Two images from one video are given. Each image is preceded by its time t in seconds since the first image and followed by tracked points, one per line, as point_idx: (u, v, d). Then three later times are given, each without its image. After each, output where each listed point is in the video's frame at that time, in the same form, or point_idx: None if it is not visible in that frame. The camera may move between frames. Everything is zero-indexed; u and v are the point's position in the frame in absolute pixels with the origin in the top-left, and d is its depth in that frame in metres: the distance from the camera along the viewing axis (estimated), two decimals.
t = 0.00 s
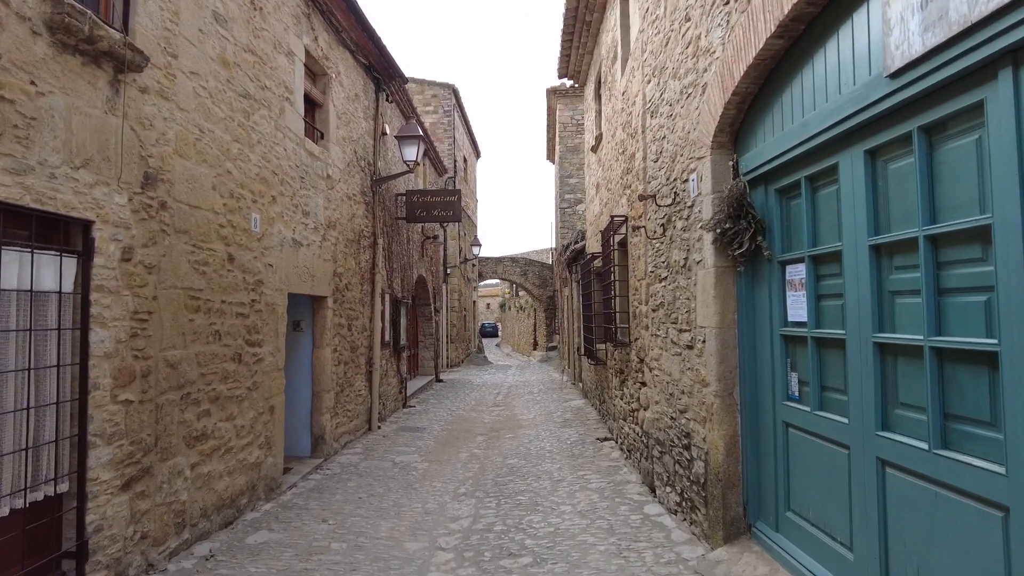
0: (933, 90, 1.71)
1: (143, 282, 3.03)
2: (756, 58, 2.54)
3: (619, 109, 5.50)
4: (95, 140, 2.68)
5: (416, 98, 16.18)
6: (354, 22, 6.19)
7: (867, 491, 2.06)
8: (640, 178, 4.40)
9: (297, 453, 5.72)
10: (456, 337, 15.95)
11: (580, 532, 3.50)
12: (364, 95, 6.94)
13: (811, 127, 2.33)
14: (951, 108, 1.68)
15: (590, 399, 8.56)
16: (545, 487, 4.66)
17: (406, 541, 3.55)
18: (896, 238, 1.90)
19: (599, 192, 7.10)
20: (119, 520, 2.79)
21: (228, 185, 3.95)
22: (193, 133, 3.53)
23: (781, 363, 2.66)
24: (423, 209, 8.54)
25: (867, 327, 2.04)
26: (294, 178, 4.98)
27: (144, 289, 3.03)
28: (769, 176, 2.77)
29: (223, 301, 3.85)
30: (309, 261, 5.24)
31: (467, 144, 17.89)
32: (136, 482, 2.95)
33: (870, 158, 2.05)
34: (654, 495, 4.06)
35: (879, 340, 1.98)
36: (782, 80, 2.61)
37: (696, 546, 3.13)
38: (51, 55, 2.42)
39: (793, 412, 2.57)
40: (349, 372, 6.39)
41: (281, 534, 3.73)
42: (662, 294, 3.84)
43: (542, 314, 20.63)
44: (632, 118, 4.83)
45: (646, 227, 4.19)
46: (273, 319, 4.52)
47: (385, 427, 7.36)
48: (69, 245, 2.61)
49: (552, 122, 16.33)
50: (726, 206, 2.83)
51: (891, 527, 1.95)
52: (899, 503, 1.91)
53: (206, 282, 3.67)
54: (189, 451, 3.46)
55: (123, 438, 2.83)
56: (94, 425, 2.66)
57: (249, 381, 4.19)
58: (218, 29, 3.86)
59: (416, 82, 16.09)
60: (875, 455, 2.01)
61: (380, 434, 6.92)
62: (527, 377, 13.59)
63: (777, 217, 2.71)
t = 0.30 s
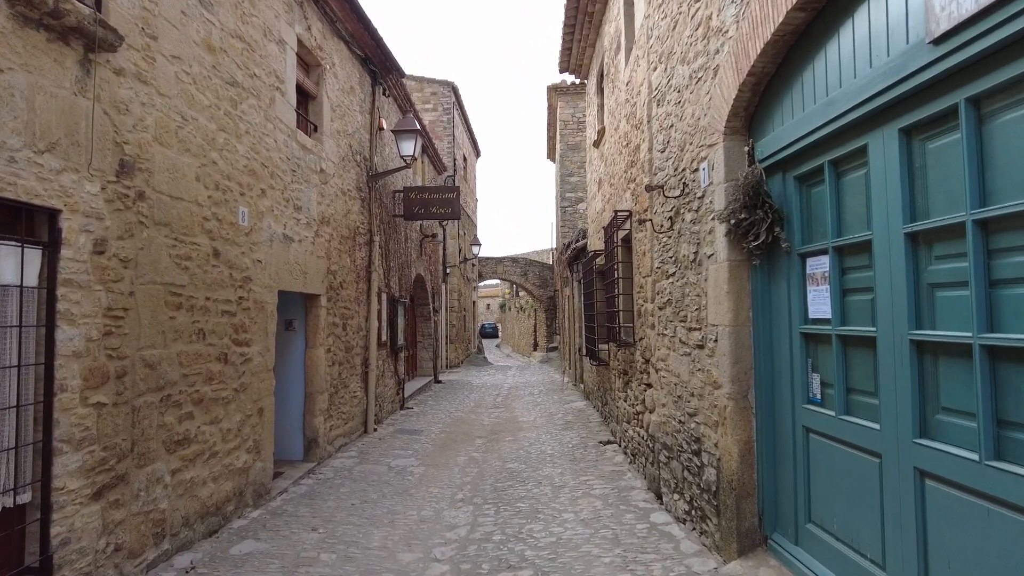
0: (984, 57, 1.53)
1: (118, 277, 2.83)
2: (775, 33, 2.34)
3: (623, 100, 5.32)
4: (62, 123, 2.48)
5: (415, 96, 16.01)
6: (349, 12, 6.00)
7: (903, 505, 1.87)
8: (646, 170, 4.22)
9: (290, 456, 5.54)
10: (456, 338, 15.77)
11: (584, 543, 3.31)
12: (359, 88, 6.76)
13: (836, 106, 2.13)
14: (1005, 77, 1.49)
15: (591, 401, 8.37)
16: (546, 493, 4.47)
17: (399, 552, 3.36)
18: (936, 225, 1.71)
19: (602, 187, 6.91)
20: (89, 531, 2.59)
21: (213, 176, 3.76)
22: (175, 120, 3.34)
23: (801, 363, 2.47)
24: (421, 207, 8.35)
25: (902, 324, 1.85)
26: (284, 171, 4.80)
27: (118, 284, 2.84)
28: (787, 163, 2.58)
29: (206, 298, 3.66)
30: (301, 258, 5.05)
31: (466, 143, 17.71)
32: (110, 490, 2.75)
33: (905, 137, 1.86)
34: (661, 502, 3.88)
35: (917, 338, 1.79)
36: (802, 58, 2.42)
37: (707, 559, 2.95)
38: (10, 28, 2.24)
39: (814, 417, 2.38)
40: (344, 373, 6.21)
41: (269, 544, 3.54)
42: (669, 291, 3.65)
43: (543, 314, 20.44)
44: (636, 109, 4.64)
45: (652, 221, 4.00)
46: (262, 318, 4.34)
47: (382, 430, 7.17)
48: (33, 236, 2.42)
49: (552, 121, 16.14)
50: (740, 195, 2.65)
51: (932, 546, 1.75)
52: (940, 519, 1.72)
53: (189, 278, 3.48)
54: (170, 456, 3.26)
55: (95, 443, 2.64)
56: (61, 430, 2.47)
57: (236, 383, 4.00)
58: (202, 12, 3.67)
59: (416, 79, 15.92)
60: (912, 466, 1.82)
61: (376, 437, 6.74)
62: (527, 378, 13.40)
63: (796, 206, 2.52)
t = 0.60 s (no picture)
0: None
1: (91, 276, 2.65)
2: (797, 14, 2.17)
3: (627, 95, 5.14)
4: (24, 110, 2.29)
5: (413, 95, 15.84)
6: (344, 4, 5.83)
7: (944, 529, 1.68)
8: (652, 166, 4.04)
9: (282, 463, 5.37)
10: (455, 340, 15.59)
11: (587, 559, 3.13)
12: (355, 83, 6.59)
13: (867, 90, 1.95)
14: None
15: (593, 405, 8.19)
16: (546, 503, 4.28)
17: (392, 569, 3.17)
18: (986, 218, 1.53)
19: (604, 186, 6.74)
20: (56, 550, 2.41)
21: (197, 171, 3.57)
22: (156, 111, 3.15)
23: (823, 370, 2.29)
24: (419, 206, 8.18)
25: (943, 328, 1.67)
26: (274, 166, 4.62)
27: (91, 284, 2.65)
28: (808, 154, 2.40)
29: (190, 299, 3.47)
30: (292, 257, 4.87)
31: (466, 143, 17.55)
32: (81, 505, 2.57)
33: (949, 121, 1.67)
34: (668, 514, 3.70)
35: (962, 344, 1.61)
36: (826, 40, 2.24)
37: None
38: None
39: (838, 429, 2.20)
40: (338, 377, 6.02)
41: (254, 559, 3.35)
42: (677, 293, 3.48)
43: (543, 315, 20.26)
44: (642, 103, 4.47)
45: (658, 219, 3.83)
46: (250, 320, 4.16)
47: (378, 435, 6.99)
48: None
49: (552, 120, 15.97)
50: (757, 190, 2.47)
51: None
52: (989, 547, 1.54)
53: (171, 278, 3.29)
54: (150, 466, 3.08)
55: (63, 455, 2.46)
56: (23, 441, 2.28)
57: (222, 388, 3.82)
58: None
59: (415, 78, 15.76)
60: (957, 486, 1.63)
61: (371, 443, 6.56)
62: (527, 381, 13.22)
63: (818, 201, 2.34)
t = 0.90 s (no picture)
0: None
1: (57, 271, 2.47)
2: None
3: (629, 87, 4.98)
4: None
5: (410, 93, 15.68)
6: None
7: (988, 547, 1.51)
8: (654, 158, 3.88)
9: (271, 468, 5.20)
10: (452, 341, 15.42)
11: (588, 571, 2.96)
12: (348, 77, 6.42)
13: (894, 64, 1.78)
14: None
15: (592, 406, 8.03)
16: (544, 510, 4.11)
17: None
18: None
19: (604, 183, 6.59)
20: (15, 565, 2.24)
21: (178, 161, 3.40)
22: (133, 97, 2.98)
23: (842, 370, 2.13)
24: (415, 203, 8.01)
25: (984, 324, 1.51)
26: (261, 159, 4.45)
27: (57, 279, 2.48)
28: (825, 139, 2.23)
29: (169, 297, 3.30)
30: (280, 254, 4.70)
31: (463, 142, 17.39)
32: (45, 516, 2.39)
33: (992, 94, 1.51)
34: (672, 522, 3.54)
35: (1009, 342, 1.44)
36: (846, 15, 2.07)
37: None
38: None
39: (860, 434, 2.04)
40: (330, 378, 5.85)
41: (236, 570, 3.17)
42: (682, 290, 3.32)
43: (541, 316, 20.09)
44: (644, 94, 4.30)
45: (661, 213, 3.67)
46: (235, 319, 3.99)
47: (372, 437, 6.83)
48: None
49: (551, 119, 15.82)
50: (771, 178, 2.31)
51: None
52: None
53: (148, 274, 3.11)
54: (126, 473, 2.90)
55: (24, 462, 2.29)
56: None
57: (205, 390, 3.64)
58: None
59: (412, 76, 15.58)
60: (1003, 500, 1.47)
61: (365, 446, 6.39)
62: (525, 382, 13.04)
63: (836, 188, 2.17)
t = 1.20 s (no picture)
0: None
1: (15, 268, 2.29)
2: None
3: (630, 79, 4.81)
4: None
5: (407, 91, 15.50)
6: None
7: None
8: (658, 152, 3.71)
9: (260, 474, 5.03)
10: (450, 342, 15.24)
11: None
12: (340, 71, 6.25)
13: (929, 37, 1.61)
14: None
15: (591, 409, 7.86)
16: (543, 520, 3.93)
17: None
18: None
19: (604, 181, 6.42)
20: None
21: (156, 154, 3.22)
22: (105, 84, 2.79)
23: (866, 376, 1.95)
24: (410, 202, 7.84)
25: None
26: (247, 154, 4.27)
27: (14, 277, 2.29)
28: (846, 125, 2.06)
29: (146, 296, 3.11)
30: (268, 252, 4.53)
31: (461, 140, 17.21)
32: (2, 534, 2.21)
33: None
34: (677, 534, 3.37)
35: None
36: None
37: None
38: None
39: (887, 446, 1.86)
40: (321, 381, 5.68)
41: None
42: (687, 289, 3.15)
43: (540, 317, 19.90)
44: (647, 86, 4.13)
45: (665, 208, 3.49)
46: (218, 320, 3.81)
47: (366, 442, 6.65)
48: None
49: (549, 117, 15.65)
50: (787, 167, 2.14)
51: None
52: None
53: (123, 272, 2.93)
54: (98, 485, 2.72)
55: None
56: None
57: (186, 395, 3.46)
58: None
59: (410, 74, 15.40)
60: None
61: (358, 451, 6.22)
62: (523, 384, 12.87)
63: (858, 177, 2.00)
